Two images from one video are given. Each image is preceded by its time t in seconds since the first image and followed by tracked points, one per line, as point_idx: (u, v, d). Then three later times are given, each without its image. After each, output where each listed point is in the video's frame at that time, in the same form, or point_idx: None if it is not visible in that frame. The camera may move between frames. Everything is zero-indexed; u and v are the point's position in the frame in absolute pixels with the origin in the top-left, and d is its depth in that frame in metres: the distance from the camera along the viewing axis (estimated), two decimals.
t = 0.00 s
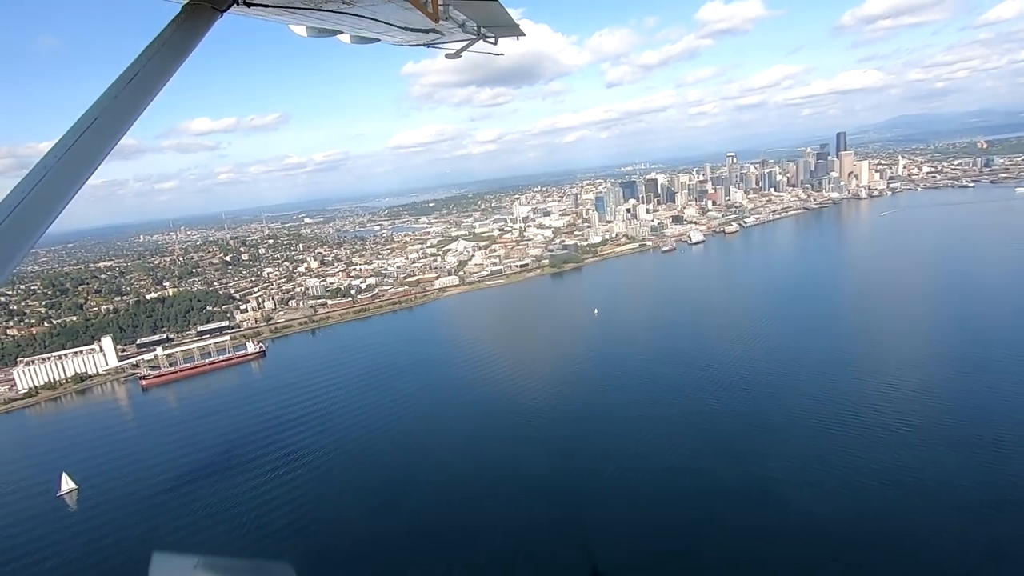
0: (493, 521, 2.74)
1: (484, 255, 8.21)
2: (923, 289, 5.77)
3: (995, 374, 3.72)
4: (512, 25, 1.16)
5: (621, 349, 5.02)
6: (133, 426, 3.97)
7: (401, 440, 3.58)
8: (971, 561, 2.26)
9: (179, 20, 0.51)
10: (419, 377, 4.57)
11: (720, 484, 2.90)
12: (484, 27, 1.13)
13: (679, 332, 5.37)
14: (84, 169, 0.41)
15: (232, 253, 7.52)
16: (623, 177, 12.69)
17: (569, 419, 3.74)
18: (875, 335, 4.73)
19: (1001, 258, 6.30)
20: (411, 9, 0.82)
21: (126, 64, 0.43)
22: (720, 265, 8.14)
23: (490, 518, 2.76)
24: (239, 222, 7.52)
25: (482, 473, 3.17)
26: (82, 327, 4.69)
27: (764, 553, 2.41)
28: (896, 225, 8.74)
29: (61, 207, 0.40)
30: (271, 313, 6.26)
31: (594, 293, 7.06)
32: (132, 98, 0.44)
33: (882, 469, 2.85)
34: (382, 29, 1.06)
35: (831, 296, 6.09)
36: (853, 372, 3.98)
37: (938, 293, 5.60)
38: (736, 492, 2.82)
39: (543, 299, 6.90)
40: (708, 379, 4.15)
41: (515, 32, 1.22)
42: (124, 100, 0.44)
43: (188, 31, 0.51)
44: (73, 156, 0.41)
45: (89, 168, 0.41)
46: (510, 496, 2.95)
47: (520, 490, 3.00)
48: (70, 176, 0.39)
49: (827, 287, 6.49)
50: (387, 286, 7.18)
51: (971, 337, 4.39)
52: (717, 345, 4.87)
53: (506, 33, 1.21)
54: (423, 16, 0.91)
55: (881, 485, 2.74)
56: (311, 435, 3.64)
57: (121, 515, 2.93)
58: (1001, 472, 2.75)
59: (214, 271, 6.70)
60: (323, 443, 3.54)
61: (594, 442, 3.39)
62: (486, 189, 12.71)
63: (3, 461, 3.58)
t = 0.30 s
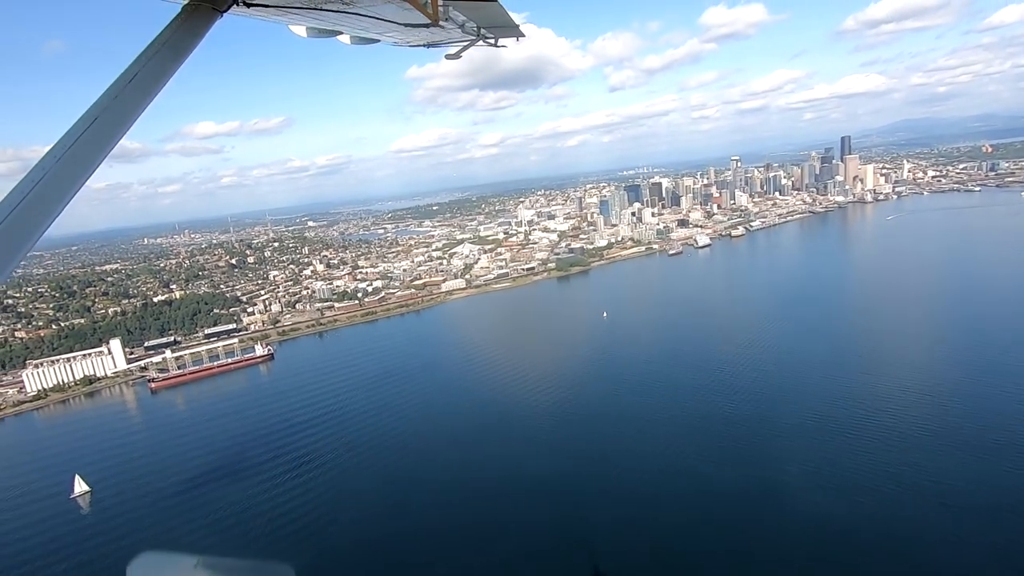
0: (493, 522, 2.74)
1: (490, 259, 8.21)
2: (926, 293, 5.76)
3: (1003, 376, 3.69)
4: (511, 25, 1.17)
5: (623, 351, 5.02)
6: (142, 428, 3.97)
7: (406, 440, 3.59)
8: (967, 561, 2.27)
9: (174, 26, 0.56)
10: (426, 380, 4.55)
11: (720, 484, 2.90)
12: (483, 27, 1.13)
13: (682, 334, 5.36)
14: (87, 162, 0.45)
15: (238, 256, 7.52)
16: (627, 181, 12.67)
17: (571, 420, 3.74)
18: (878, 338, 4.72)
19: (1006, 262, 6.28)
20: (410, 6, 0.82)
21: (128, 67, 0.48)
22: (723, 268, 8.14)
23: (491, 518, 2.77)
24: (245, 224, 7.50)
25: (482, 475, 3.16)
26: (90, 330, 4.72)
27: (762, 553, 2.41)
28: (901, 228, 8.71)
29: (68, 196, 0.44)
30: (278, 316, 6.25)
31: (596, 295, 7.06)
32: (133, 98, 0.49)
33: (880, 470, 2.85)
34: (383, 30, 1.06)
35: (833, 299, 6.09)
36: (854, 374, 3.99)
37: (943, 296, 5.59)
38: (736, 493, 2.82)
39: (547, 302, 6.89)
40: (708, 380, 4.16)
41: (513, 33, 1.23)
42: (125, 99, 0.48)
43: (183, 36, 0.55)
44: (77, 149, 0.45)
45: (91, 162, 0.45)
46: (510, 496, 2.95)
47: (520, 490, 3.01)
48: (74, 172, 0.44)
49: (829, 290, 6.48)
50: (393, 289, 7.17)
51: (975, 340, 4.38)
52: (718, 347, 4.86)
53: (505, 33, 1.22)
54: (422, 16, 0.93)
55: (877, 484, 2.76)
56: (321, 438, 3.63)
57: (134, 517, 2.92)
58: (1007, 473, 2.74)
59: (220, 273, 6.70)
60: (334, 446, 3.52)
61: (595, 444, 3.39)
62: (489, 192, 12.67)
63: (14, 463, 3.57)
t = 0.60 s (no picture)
0: (496, 521, 2.74)
1: (495, 259, 8.21)
2: (931, 294, 5.76)
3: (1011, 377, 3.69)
4: (513, 30, 1.15)
5: (627, 351, 5.02)
6: (150, 429, 3.97)
7: (413, 441, 3.58)
8: (973, 561, 2.27)
9: (177, 28, 0.56)
10: (433, 381, 4.54)
11: (723, 484, 2.90)
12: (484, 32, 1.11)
13: (686, 334, 5.36)
14: (88, 168, 0.46)
15: (243, 257, 7.53)
16: (629, 182, 12.66)
17: (575, 420, 3.74)
18: (881, 339, 4.71)
19: (1011, 262, 6.27)
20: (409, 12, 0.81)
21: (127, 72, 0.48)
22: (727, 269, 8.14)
23: (495, 517, 2.77)
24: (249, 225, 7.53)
25: (486, 475, 3.16)
26: (97, 331, 4.85)
27: (766, 553, 2.41)
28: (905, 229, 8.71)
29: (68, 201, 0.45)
30: (284, 317, 6.25)
31: (599, 296, 7.07)
32: (133, 104, 0.49)
33: (885, 471, 2.85)
34: (383, 35, 1.05)
35: (836, 300, 6.09)
36: (859, 375, 3.99)
37: (948, 297, 5.58)
38: (738, 493, 2.82)
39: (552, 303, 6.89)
40: (711, 380, 4.16)
41: (516, 38, 1.21)
42: (125, 105, 0.49)
43: (185, 39, 0.55)
44: (76, 155, 0.46)
45: (92, 169, 0.47)
46: (514, 496, 2.95)
47: (523, 490, 3.01)
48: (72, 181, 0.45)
49: (832, 290, 6.49)
50: (399, 290, 7.17)
51: (982, 340, 4.37)
52: (722, 348, 4.87)
53: (507, 38, 1.20)
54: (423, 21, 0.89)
55: (880, 485, 2.76)
56: (331, 438, 3.62)
57: (148, 518, 2.92)
58: (1017, 473, 2.74)
59: (225, 274, 6.72)
60: (345, 446, 3.52)
61: (599, 444, 3.40)
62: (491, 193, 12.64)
63: (25, 463, 3.57)
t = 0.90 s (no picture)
0: (500, 521, 2.74)
1: (499, 259, 8.19)
2: (935, 294, 5.74)
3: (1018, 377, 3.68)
4: (510, 34, 1.14)
5: (631, 351, 5.01)
6: (159, 428, 3.97)
7: (419, 440, 3.58)
8: (974, 561, 2.27)
9: (173, 30, 0.56)
10: (440, 381, 4.53)
11: (726, 484, 2.90)
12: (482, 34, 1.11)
13: (690, 334, 5.35)
14: (88, 164, 0.46)
15: (246, 256, 7.52)
16: (632, 181, 12.63)
17: (579, 420, 3.73)
18: (885, 339, 4.70)
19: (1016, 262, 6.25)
20: (409, 15, 0.82)
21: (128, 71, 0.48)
22: (730, 269, 8.13)
23: (500, 517, 2.77)
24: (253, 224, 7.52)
25: (491, 475, 3.16)
26: (103, 330, 4.89)
27: (766, 552, 2.41)
28: (909, 229, 8.69)
29: (68, 198, 0.44)
30: (290, 316, 6.23)
31: (602, 296, 7.05)
32: (133, 104, 0.49)
33: (889, 471, 2.85)
34: (379, 36, 1.04)
35: (840, 300, 6.07)
36: (864, 375, 3.98)
37: (953, 297, 5.57)
38: (743, 493, 2.82)
39: (556, 302, 6.88)
40: (716, 380, 4.16)
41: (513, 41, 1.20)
42: (125, 105, 0.49)
43: (183, 40, 0.56)
44: (77, 153, 0.46)
45: (90, 167, 0.46)
46: (519, 496, 2.95)
47: (527, 489, 3.01)
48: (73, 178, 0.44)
49: (836, 290, 6.47)
50: (404, 289, 7.16)
51: (989, 340, 4.36)
52: (726, 348, 4.85)
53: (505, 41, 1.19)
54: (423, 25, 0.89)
55: (884, 485, 2.75)
56: (340, 437, 3.62)
57: (159, 517, 2.92)
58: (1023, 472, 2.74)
59: (229, 273, 6.76)
60: (354, 445, 3.52)
61: (604, 445, 3.39)
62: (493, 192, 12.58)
63: (34, 463, 3.57)
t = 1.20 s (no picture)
0: (508, 521, 2.72)
1: (504, 258, 8.18)
2: (939, 294, 5.73)
3: None
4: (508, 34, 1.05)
5: (637, 351, 4.99)
6: (169, 426, 3.96)
7: (428, 439, 3.57)
8: (981, 561, 2.26)
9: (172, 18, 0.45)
10: (448, 380, 4.52)
11: (735, 485, 2.88)
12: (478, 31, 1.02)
13: (695, 334, 5.33)
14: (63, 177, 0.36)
15: (250, 255, 7.52)
16: (633, 181, 12.61)
17: (587, 420, 3.71)
18: (892, 338, 4.67)
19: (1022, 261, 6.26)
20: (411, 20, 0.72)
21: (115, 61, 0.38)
22: (734, 268, 8.12)
23: (507, 516, 2.76)
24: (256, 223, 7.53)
25: (500, 475, 3.13)
26: (109, 327, 5.04)
27: (772, 553, 2.40)
28: (913, 228, 8.69)
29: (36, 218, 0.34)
30: (295, 314, 6.23)
31: (606, 296, 7.04)
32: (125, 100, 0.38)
33: (897, 471, 2.84)
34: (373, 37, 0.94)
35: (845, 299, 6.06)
36: (871, 375, 3.96)
37: (959, 295, 5.57)
38: (753, 495, 2.79)
39: (560, 301, 6.87)
40: (724, 380, 4.14)
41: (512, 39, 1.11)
42: (115, 102, 0.38)
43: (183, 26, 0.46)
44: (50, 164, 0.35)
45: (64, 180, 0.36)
46: (527, 495, 2.94)
47: (535, 489, 2.99)
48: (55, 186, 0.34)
49: (841, 290, 6.46)
50: (409, 288, 7.15)
51: (997, 339, 4.34)
52: (733, 347, 4.83)
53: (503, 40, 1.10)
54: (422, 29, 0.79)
55: (896, 486, 2.73)
56: (350, 436, 3.60)
57: (173, 515, 2.92)
58: None
59: (234, 273, 6.77)
60: (365, 444, 3.50)
61: (612, 445, 3.37)
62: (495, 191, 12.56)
63: (46, 461, 3.57)
